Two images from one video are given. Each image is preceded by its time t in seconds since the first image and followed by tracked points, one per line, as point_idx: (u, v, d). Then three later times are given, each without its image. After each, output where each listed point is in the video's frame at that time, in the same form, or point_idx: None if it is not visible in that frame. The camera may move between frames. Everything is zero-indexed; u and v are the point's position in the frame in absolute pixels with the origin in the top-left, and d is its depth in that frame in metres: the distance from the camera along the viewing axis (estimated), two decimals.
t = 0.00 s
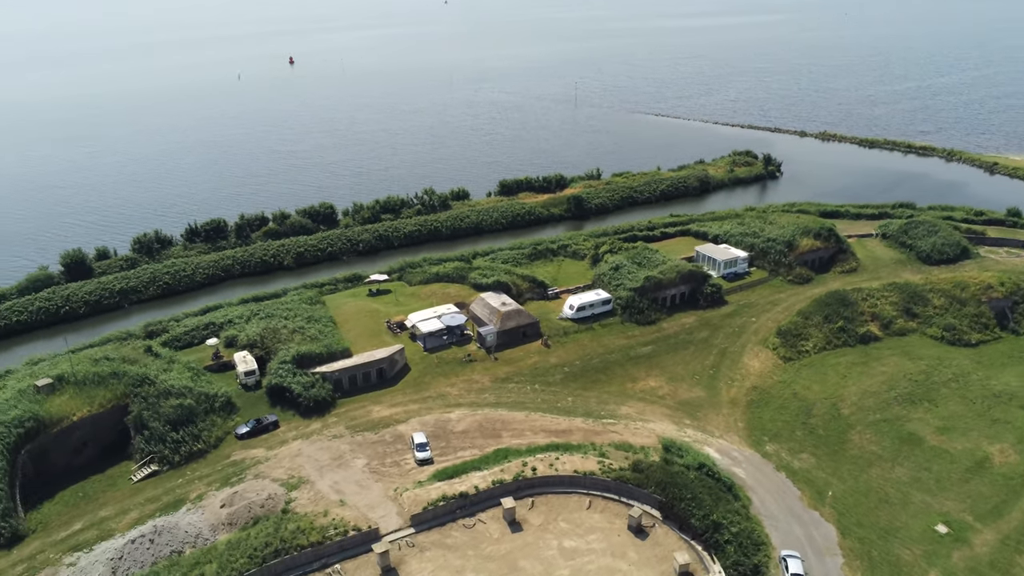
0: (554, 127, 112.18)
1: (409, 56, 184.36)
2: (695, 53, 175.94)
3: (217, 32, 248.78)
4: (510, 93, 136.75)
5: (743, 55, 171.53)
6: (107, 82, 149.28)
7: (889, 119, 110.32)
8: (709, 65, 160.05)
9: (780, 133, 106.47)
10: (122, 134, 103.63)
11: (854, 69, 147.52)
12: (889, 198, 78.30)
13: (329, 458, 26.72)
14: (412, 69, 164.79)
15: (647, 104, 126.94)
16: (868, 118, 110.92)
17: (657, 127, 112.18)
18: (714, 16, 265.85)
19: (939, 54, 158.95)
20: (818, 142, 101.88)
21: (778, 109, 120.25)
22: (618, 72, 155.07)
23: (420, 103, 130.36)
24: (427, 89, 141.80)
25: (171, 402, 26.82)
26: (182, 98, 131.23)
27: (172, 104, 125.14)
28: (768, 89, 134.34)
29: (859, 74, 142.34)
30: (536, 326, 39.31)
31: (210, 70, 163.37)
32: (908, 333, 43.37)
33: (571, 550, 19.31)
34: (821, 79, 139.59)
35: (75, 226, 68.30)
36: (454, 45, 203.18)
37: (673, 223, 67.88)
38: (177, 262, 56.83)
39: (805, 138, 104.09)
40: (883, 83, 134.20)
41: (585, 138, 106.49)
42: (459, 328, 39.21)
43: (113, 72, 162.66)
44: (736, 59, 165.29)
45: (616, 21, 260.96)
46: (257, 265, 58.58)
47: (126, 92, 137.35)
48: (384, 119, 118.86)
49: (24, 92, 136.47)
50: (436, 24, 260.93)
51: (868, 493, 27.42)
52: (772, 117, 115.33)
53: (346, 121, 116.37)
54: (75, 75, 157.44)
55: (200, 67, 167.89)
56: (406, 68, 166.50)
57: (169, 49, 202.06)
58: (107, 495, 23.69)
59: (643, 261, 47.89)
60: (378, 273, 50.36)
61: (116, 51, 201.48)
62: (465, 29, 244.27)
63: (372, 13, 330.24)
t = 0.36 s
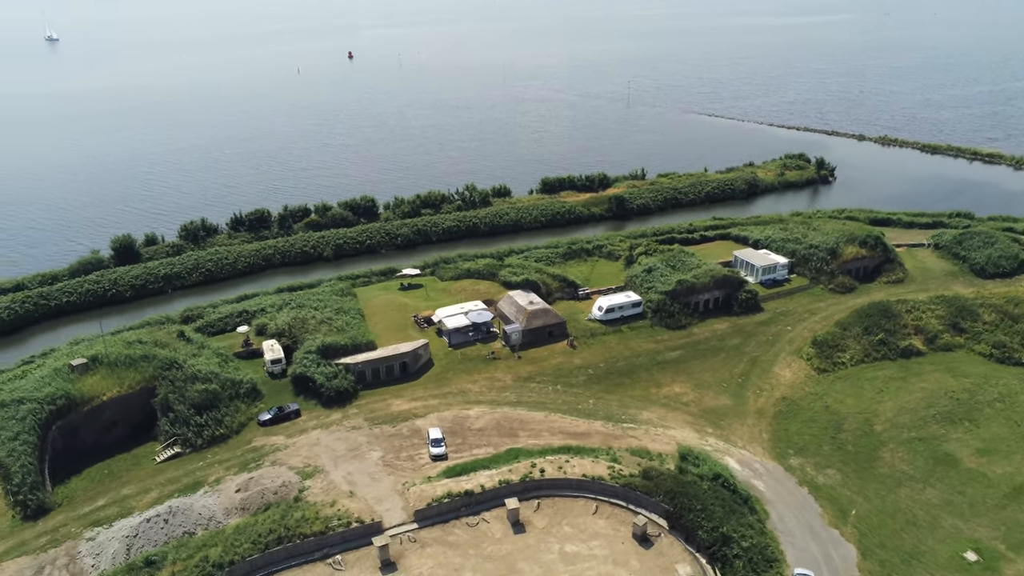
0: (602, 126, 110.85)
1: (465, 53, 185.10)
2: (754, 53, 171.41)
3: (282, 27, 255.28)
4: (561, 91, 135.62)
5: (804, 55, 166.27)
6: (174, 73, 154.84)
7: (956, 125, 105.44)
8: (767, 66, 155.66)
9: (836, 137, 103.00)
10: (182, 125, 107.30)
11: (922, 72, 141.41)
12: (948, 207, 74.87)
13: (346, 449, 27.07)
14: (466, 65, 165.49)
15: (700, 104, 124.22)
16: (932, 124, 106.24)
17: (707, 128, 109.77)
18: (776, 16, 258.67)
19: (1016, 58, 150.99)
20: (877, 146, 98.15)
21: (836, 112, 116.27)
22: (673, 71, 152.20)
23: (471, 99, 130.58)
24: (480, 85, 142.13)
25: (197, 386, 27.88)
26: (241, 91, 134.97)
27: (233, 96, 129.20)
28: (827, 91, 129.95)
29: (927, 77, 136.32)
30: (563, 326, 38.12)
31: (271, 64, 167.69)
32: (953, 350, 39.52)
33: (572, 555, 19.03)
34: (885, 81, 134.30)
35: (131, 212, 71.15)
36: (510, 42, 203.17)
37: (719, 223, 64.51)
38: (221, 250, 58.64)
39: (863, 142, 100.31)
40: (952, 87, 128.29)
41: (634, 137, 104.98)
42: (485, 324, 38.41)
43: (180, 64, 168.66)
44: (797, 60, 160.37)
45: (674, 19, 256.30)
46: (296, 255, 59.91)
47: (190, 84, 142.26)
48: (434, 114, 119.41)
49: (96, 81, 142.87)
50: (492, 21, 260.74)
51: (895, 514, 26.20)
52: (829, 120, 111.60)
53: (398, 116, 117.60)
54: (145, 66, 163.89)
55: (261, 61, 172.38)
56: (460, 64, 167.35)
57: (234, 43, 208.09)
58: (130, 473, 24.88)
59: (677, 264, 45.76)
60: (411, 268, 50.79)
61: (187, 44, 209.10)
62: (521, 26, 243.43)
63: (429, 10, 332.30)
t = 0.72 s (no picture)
0: (653, 126, 108.63)
1: (520, 50, 184.85)
2: (817, 53, 165.78)
3: (343, 23, 259.04)
4: (614, 90, 133.37)
5: (871, 57, 159.76)
6: (235, 66, 158.85)
7: None
8: (831, 67, 150.12)
9: (898, 142, 98.87)
10: (240, 117, 110.49)
11: (999, 76, 134.20)
12: (1011, 219, 70.98)
13: (364, 440, 27.37)
14: (520, 62, 165.16)
15: (757, 105, 120.62)
16: (1005, 131, 100.74)
17: (761, 130, 106.62)
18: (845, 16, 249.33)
19: None
20: (942, 153, 93.67)
21: (901, 116, 111.43)
22: (731, 71, 148.18)
23: (523, 95, 129.63)
24: (533, 82, 141.62)
25: (224, 371, 29.31)
26: (298, 84, 138.17)
27: (289, 90, 132.17)
28: (892, 94, 124.67)
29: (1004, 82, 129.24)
30: (591, 327, 36.68)
31: (329, 59, 171.09)
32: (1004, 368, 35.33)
33: (573, 557, 18.37)
34: (955, 86, 128.16)
35: (184, 200, 73.88)
36: (565, 40, 202.00)
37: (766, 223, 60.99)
38: (265, 240, 60.36)
39: (926, 147, 96.10)
40: None
41: (685, 137, 102.85)
42: (513, 322, 37.49)
43: (244, 57, 173.94)
44: (863, 62, 154.18)
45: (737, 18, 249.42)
46: (337, 246, 61.15)
47: (250, 76, 146.45)
48: (485, 110, 119.00)
49: (163, 72, 148.21)
50: (550, 19, 258.62)
51: (922, 536, 24.78)
52: (892, 124, 107.05)
53: (449, 110, 118.01)
54: (209, 59, 168.59)
55: (321, 55, 175.97)
56: (514, 60, 167.19)
57: (297, 37, 213.17)
58: (156, 452, 26.26)
59: (713, 269, 42.50)
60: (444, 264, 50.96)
61: (250, 37, 213.78)
62: (579, 24, 240.61)
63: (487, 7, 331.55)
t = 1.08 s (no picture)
0: (706, 128, 105.62)
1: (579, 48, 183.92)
2: (888, 56, 159.42)
3: (401, 20, 260.85)
4: (668, 90, 130.50)
5: (946, 61, 152.04)
6: (294, 62, 162.02)
7: None
8: (901, 71, 143.51)
9: (966, 150, 94.02)
10: (299, 111, 113.59)
11: None
12: None
13: (384, 431, 27.64)
14: (577, 60, 164.33)
15: (818, 109, 116.25)
16: None
17: (819, 134, 102.77)
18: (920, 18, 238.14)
19: None
20: (1015, 163, 88.54)
21: (974, 124, 105.81)
22: (792, 73, 143.28)
23: (576, 95, 128.19)
24: (589, 80, 140.54)
25: (254, 358, 30.50)
26: (357, 80, 140.97)
27: (344, 86, 133.95)
28: (965, 101, 118.48)
29: None
30: (619, 329, 34.28)
31: (390, 55, 174.01)
32: None
33: (575, 559, 17.57)
34: None
35: (239, 191, 76.54)
36: (625, 38, 199.94)
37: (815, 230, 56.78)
38: (310, 231, 61.98)
39: (997, 157, 91.35)
40: None
41: (741, 138, 100.31)
42: (543, 322, 36.15)
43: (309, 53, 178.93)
44: (937, 66, 146.88)
45: (804, 19, 240.96)
46: (379, 241, 62.32)
47: (309, 72, 149.49)
48: (536, 108, 118.11)
49: (225, 67, 152.42)
50: (608, 19, 255.17)
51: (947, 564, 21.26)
52: (962, 132, 101.84)
53: (503, 107, 118.23)
54: (270, 55, 172.37)
55: (382, 52, 179.13)
56: (572, 59, 166.46)
57: (361, 34, 217.72)
58: (185, 433, 27.88)
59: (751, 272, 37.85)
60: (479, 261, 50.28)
61: (310, 33, 217.44)
62: (638, 24, 236.55)
63: (546, 6, 329.55)
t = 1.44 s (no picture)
0: (763, 130, 102.13)
1: (640, 46, 181.39)
2: (967, 59, 151.51)
3: (459, 18, 261.83)
4: (725, 91, 126.92)
5: None
6: (352, 59, 164.33)
7: None
8: (979, 76, 135.84)
9: None
10: (357, 106, 115.75)
11: None
12: None
13: (405, 422, 27.89)
14: (637, 58, 162.12)
15: (884, 114, 111.15)
16: None
17: (883, 140, 98.23)
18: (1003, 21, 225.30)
19: None
20: None
21: None
22: (859, 76, 137.26)
23: (629, 95, 125.84)
24: (647, 79, 138.56)
25: (285, 344, 31.69)
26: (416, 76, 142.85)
27: (398, 83, 135.03)
28: None
29: None
30: (649, 330, 32.19)
31: (450, 52, 175.64)
32: None
33: (576, 558, 17.02)
34: None
35: (290, 183, 78.49)
36: (688, 36, 196.10)
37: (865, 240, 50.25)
38: (354, 224, 63.15)
39: None
40: None
41: (801, 140, 97.14)
42: (573, 321, 34.76)
43: (372, 48, 182.47)
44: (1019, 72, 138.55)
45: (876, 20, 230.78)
46: (420, 234, 62.67)
47: (362, 68, 151.00)
48: (588, 108, 116.51)
49: (285, 63, 155.95)
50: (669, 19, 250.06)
51: None
52: None
53: (558, 105, 117.58)
54: (329, 52, 175.36)
55: (443, 49, 180.93)
56: (632, 57, 164.50)
57: (425, 30, 220.64)
58: (216, 414, 29.36)
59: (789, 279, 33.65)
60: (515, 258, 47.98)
61: (370, 30, 220.13)
62: (699, 23, 230.89)
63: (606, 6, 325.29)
